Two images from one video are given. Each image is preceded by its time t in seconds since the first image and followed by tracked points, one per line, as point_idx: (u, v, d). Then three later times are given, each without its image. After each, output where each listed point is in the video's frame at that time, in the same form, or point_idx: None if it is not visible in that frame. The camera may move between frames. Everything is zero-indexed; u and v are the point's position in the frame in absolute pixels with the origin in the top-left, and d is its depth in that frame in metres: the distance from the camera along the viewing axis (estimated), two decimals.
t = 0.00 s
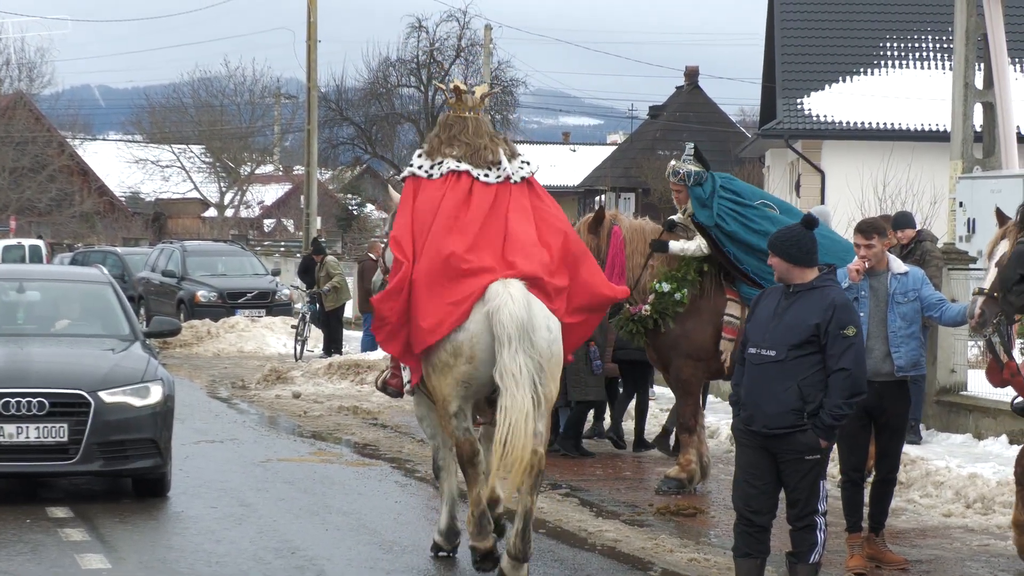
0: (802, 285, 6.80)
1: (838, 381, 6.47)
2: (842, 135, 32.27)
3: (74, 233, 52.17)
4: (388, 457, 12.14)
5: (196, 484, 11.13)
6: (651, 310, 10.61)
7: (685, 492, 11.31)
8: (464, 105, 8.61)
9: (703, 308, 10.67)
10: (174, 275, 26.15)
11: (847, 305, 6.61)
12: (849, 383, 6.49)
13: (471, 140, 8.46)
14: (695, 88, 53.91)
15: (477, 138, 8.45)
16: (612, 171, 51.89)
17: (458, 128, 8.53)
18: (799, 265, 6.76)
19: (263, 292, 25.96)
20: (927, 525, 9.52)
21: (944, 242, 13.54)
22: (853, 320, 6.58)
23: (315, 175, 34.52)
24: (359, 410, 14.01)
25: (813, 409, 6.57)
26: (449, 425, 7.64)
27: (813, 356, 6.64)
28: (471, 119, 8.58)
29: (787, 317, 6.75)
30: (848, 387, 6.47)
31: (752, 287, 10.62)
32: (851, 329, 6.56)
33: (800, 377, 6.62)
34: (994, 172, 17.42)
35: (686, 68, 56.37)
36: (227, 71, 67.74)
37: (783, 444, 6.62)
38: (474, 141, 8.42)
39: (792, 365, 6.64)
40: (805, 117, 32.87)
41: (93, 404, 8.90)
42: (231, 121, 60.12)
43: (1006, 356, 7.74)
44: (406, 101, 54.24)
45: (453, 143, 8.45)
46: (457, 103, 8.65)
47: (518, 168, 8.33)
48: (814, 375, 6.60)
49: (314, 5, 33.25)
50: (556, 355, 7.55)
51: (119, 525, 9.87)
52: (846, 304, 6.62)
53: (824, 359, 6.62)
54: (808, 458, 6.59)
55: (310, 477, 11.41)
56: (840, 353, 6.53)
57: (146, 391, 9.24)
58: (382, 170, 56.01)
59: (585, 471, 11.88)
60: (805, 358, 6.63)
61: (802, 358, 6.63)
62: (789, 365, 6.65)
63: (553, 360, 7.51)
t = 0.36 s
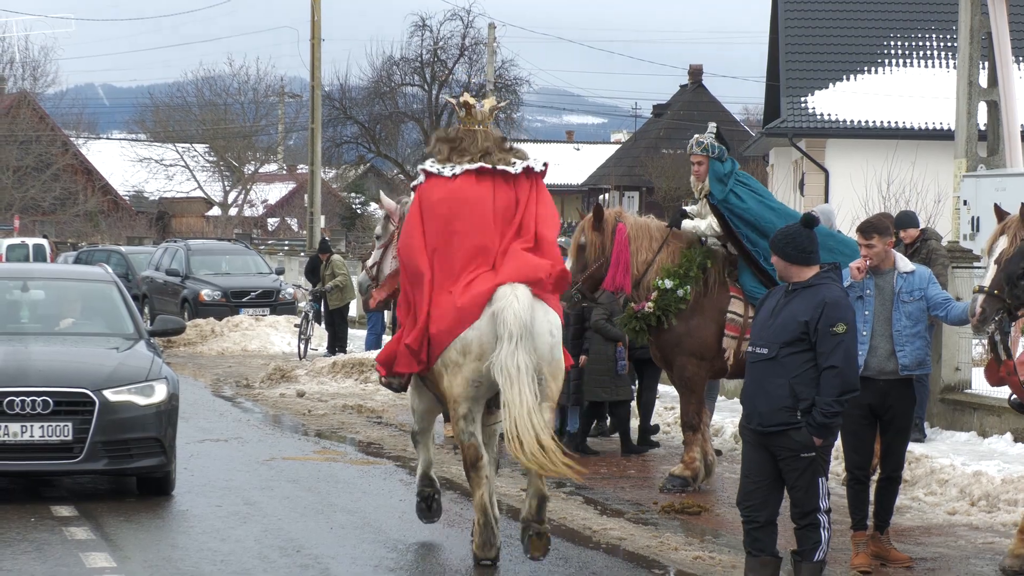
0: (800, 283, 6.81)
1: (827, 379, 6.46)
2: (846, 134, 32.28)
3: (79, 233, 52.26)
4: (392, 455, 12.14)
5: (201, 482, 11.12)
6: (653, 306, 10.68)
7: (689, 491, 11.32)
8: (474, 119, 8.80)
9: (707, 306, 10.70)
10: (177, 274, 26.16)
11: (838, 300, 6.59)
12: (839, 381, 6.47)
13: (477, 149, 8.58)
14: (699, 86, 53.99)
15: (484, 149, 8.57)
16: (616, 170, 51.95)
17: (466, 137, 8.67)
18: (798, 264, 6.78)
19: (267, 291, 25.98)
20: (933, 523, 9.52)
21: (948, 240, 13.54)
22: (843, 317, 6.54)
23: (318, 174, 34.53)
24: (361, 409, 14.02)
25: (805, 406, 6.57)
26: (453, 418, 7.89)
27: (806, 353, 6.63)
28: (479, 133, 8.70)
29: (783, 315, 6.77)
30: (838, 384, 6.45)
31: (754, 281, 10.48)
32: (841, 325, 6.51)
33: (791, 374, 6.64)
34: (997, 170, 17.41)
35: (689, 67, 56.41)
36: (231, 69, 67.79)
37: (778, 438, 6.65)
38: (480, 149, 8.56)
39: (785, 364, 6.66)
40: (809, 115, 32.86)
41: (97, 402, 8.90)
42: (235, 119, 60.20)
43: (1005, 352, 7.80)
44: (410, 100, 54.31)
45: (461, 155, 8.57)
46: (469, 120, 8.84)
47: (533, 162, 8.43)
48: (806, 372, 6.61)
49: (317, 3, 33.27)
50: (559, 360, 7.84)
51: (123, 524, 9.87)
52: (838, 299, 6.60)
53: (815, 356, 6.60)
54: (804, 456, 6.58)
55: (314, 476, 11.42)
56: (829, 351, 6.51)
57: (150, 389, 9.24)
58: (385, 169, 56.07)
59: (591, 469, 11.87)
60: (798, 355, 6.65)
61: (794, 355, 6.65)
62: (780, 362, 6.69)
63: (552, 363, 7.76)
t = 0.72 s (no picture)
0: (776, 276, 6.87)
1: (797, 368, 6.49)
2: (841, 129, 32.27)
3: (74, 230, 52.20)
4: (388, 451, 12.13)
5: (197, 479, 11.12)
6: (650, 301, 10.63)
7: (687, 486, 11.32)
8: (460, 111, 9.11)
9: (704, 300, 10.72)
10: (174, 271, 26.14)
11: (808, 291, 6.65)
12: (809, 369, 6.49)
13: (462, 137, 8.91)
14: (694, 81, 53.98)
15: (467, 136, 8.91)
16: (613, 166, 51.91)
17: (446, 125, 8.97)
18: (772, 257, 6.85)
19: (263, 288, 25.96)
20: (929, 517, 9.53)
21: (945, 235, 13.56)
22: (813, 308, 6.58)
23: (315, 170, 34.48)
24: (357, 404, 14.02)
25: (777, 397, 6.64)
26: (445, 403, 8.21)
27: (777, 345, 6.70)
28: (463, 123, 9.00)
29: (757, 307, 6.85)
30: (809, 372, 6.48)
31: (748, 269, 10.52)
32: (810, 316, 6.56)
33: (764, 366, 6.71)
34: (994, 165, 17.39)
35: (685, 62, 56.34)
36: (227, 66, 67.69)
37: (756, 430, 6.72)
38: (463, 141, 8.88)
39: (757, 355, 6.73)
40: (806, 110, 32.86)
41: (94, 399, 8.90)
42: (231, 115, 60.13)
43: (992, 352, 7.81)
44: (406, 96, 54.26)
45: (445, 140, 8.89)
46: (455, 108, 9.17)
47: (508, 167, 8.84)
48: (778, 363, 6.67)
49: None
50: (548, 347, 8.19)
51: (120, 520, 9.87)
52: (809, 290, 6.65)
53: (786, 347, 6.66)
54: (777, 448, 6.66)
55: (311, 472, 11.42)
56: (800, 340, 6.56)
57: (147, 386, 9.24)
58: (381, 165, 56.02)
59: (589, 464, 11.87)
60: (770, 346, 6.71)
61: (765, 346, 6.71)
62: (753, 353, 6.76)
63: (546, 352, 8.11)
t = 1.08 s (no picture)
0: (747, 276, 7.10)
1: (765, 368, 6.70)
2: (833, 127, 32.31)
3: (66, 233, 52.17)
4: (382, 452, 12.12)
5: (190, 481, 11.12)
6: (643, 300, 10.67)
7: (681, 485, 11.32)
8: (434, 111, 9.34)
9: (695, 298, 10.70)
10: (166, 273, 26.13)
11: (779, 291, 6.86)
12: (777, 368, 6.70)
13: (440, 137, 9.13)
14: (685, 81, 53.98)
15: (444, 137, 9.12)
16: (605, 166, 51.90)
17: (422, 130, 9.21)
18: (743, 258, 7.07)
19: (256, 289, 25.94)
20: (923, 515, 9.53)
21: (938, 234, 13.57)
22: (781, 308, 6.80)
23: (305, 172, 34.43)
24: (350, 404, 14.02)
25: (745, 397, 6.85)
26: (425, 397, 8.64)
27: (747, 345, 6.92)
28: (439, 123, 9.24)
29: (728, 309, 7.08)
30: (777, 372, 6.68)
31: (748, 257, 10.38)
32: (780, 315, 6.77)
33: (733, 366, 6.95)
34: (985, 161, 17.40)
35: (676, 62, 56.34)
36: (218, 68, 67.64)
37: (725, 428, 6.90)
38: (439, 139, 9.10)
39: (726, 355, 6.97)
40: (797, 108, 32.85)
41: (86, 402, 8.89)
42: (223, 117, 60.07)
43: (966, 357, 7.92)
44: (397, 96, 54.25)
45: (425, 140, 9.14)
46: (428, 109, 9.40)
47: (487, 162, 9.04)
48: (748, 364, 6.90)
49: None
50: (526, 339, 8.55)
51: (113, 524, 9.86)
52: (779, 291, 6.86)
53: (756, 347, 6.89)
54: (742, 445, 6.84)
55: (305, 473, 11.42)
56: (768, 341, 6.77)
57: (139, 389, 9.23)
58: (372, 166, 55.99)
59: (583, 463, 11.83)
60: (739, 347, 6.95)
61: (735, 348, 6.95)
62: (722, 354, 6.99)
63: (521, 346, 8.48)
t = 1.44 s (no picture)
0: (744, 264, 7.21)
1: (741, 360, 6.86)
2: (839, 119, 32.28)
3: (72, 227, 52.20)
4: (389, 445, 12.09)
5: (197, 475, 11.13)
6: (649, 291, 10.69)
7: (688, 476, 11.32)
8: (420, 106, 9.82)
9: (702, 289, 10.74)
10: (172, 267, 26.13)
11: (764, 282, 6.99)
12: (753, 359, 6.85)
13: (425, 134, 9.66)
14: (690, 72, 53.99)
15: (429, 134, 9.66)
16: (611, 158, 51.87)
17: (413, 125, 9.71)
18: (741, 247, 7.18)
19: (262, 283, 25.95)
20: (930, 505, 9.53)
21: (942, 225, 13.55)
22: (762, 298, 6.94)
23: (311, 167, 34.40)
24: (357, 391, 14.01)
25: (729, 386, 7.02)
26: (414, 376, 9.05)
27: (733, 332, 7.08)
28: (425, 120, 9.74)
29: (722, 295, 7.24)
30: (753, 363, 6.83)
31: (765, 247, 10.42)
32: (758, 305, 6.92)
33: (722, 354, 7.13)
34: (991, 151, 17.38)
35: (682, 54, 56.33)
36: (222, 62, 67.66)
37: (717, 418, 7.10)
38: (425, 136, 9.63)
39: (715, 343, 7.16)
40: (801, 99, 32.82)
41: (93, 395, 8.90)
42: (228, 111, 60.07)
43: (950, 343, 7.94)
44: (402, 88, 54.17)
45: (411, 136, 9.63)
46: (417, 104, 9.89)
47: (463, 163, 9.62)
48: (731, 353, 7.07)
49: None
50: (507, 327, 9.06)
51: (121, 516, 9.88)
52: (764, 282, 6.99)
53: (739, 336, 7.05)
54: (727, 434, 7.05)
55: (312, 467, 11.41)
56: (747, 332, 6.91)
57: (146, 382, 9.23)
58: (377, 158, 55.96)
59: (588, 454, 11.77)
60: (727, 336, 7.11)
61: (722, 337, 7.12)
62: (713, 341, 7.19)
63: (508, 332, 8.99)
